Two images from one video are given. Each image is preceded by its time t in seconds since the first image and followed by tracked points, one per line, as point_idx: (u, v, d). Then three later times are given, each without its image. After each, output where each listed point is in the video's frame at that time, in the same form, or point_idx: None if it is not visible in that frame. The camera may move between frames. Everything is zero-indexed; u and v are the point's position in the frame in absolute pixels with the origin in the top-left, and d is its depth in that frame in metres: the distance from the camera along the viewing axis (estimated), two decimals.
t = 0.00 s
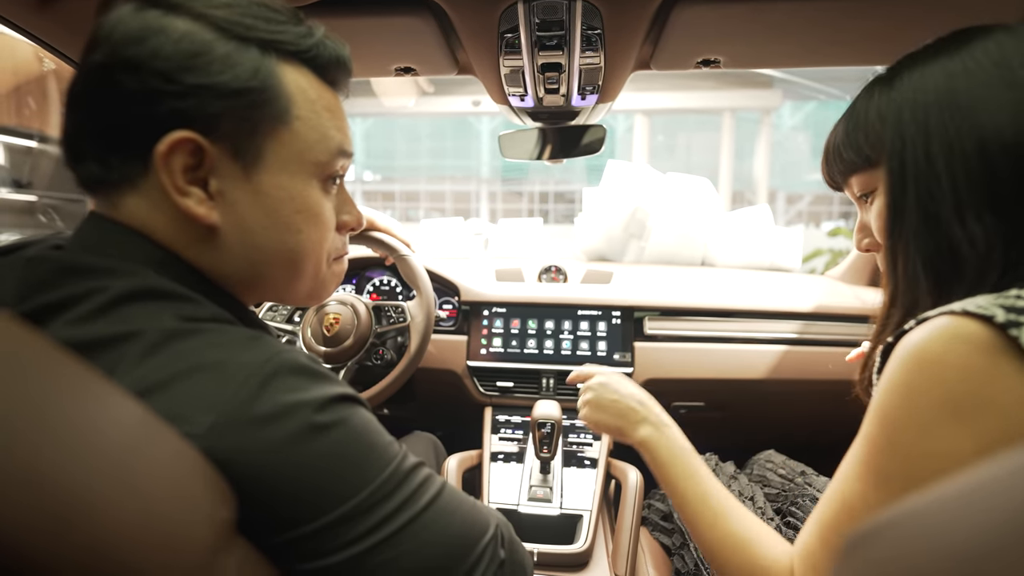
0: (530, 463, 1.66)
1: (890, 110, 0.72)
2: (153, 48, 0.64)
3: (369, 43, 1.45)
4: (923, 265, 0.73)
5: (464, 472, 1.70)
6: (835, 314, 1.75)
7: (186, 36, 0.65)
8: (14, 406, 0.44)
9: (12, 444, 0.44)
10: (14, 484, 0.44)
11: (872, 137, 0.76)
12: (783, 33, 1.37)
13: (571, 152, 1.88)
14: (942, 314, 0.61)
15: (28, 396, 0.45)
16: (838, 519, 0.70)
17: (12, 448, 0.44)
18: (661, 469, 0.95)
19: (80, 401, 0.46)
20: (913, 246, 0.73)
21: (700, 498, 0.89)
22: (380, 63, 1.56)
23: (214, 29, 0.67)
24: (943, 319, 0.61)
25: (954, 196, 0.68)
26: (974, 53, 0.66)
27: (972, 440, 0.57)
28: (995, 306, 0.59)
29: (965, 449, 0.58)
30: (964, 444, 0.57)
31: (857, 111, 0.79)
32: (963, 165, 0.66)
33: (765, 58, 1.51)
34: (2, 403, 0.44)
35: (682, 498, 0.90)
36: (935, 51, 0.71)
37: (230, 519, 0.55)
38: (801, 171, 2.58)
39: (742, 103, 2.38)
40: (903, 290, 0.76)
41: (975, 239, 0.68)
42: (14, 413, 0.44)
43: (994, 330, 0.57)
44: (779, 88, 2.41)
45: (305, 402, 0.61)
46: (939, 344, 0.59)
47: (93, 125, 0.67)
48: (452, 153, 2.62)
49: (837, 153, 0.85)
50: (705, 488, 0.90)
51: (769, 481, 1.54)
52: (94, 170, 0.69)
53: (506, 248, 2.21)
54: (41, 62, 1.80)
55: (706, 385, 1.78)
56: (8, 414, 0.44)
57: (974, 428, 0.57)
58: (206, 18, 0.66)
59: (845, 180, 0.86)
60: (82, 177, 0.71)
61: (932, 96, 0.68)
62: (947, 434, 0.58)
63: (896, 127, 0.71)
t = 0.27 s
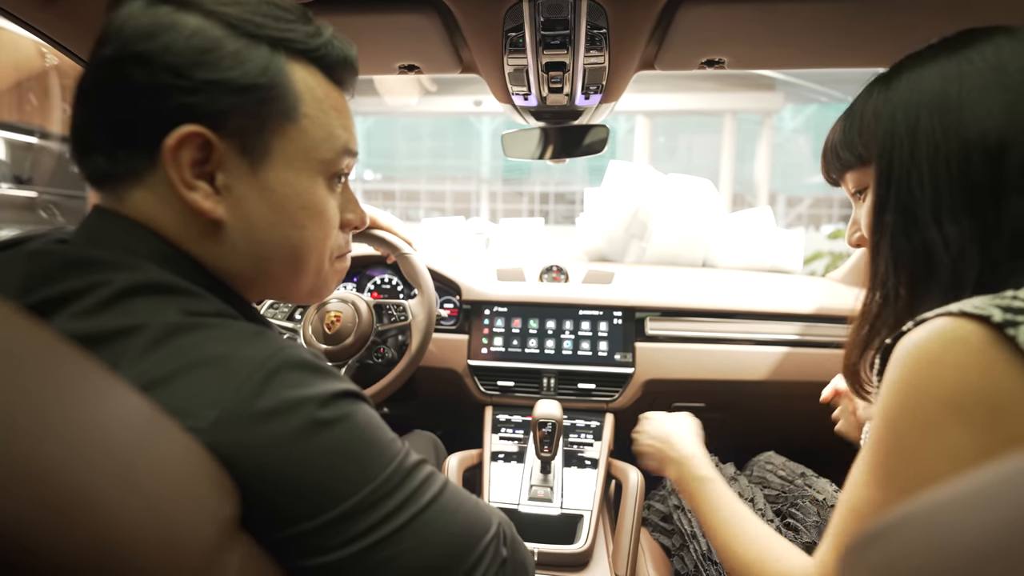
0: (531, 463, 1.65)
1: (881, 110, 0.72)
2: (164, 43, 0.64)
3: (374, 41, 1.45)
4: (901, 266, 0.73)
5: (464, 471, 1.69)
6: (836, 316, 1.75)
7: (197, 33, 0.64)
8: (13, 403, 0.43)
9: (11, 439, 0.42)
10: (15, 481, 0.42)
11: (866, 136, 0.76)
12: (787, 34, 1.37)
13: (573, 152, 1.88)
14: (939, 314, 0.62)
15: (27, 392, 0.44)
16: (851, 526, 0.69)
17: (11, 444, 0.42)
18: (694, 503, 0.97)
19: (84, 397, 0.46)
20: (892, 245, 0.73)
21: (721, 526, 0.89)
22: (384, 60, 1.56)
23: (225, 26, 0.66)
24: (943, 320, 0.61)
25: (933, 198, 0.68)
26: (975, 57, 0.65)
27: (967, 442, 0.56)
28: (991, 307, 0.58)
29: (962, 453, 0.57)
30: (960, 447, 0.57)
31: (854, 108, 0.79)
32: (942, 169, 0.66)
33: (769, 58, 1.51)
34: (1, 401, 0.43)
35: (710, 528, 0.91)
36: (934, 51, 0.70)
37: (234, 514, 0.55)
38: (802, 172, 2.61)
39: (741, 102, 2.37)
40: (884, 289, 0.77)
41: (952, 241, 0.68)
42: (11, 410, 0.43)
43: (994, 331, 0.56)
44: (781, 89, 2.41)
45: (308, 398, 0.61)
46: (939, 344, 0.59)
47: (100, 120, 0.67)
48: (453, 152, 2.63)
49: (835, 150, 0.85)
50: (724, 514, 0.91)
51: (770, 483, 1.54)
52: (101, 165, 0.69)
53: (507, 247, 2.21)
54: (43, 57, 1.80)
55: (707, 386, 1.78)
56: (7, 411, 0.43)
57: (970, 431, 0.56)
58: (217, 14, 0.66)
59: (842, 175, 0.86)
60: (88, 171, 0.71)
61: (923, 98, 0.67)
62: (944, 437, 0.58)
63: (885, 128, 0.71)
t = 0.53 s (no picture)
0: (530, 463, 1.65)
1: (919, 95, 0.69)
2: (160, 40, 0.63)
3: (374, 39, 1.45)
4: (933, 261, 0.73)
5: (463, 471, 1.69)
6: (836, 317, 1.75)
7: (193, 29, 0.64)
8: (16, 397, 0.43)
9: (17, 438, 0.42)
10: (24, 479, 0.42)
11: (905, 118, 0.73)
12: (788, 34, 1.37)
13: (573, 152, 1.88)
14: (958, 318, 0.59)
15: (29, 386, 0.44)
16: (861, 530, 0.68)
17: (10, 439, 0.42)
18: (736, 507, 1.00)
19: (82, 395, 0.46)
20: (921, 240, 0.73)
21: (757, 528, 0.92)
22: (383, 59, 1.56)
23: (220, 22, 0.66)
24: (959, 324, 0.59)
25: (966, 188, 0.67)
26: None
27: (982, 446, 0.56)
28: (1014, 313, 0.56)
29: (976, 456, 0.56)
30: (973, 451, 0.56)
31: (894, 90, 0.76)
32: (976, 164, 0.65)
33: (770, 59, 1.50)
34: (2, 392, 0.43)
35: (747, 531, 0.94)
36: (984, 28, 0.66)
37: (231, 513, 0.55)
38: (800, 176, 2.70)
39: (744, 106, 2.39)
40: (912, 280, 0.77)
41: (978, 240, 0.67)
42: (16, 406, 0.43)
43: (1011, 339, 0.55)
44: (783, 90, 2.39)
45: (306, 397, 0.61)
46: (950, 350, 0.58)
47: (96, 117, 0.67)
48: (454, 152, 2.63)
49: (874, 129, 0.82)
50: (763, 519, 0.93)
51: (769, 483, 1.54)
52: (98, 162, 0.69)
53: (507, 247, 2.21)
54: (43, 56, 1.80)
55: (707, 387, 1.78)
56: (11, 404, 0.43)
57: (990, 436, 0.55)
58: (212, 11, 0.66)
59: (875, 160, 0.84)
60: (84, 169, 0.70)
61: (966, 84, 0.65)
62: (958, 442, 0.57)
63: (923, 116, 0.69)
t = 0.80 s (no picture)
0: (529, 463, 1.65)
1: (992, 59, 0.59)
2: (160, 41, 0.63)
3: (374, 40, 1.45)
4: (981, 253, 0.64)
5: (463, 471, 1.69)
6: (835, 318, 1.76)
7: (194, 31, 0.64)
8: (16, 398, 0.43)
9: (15, 439, 0.42)
10: (24, 479, 0.42)
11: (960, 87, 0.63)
12: (788, 35, 1.37)
13: (572, 153, 1.88)
14: (975, 322, 0.59)
15: (28, 387, 0.44)
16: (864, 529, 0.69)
17: (9, 441, 0.42)
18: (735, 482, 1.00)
19: (82, 396, 0.46)
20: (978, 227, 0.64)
21: (758, 510, 0.92)
22: (383, 59, 1.56)
23: (221, 24, 0.66)
24: (977, 328, 0.59)
25: None
26: None
27: (990, 448, 0.56)
28: None
29: (982, 456, 0.57)
30: (979, 452, 0.57)
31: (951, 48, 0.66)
32: None
33: (770, 60, 1.51)
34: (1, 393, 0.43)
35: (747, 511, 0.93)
36: None
37: (231, 513, 0.55)
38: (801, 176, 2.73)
39: (743, 105, 2.35)
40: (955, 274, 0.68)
41: None
42: (15, 406, 0.43)
43: None
44: (780, 91, 2.34)
45: (307, 397, 0.61)
46: (969, 355, 0.58)
47: (97, 119, 0.67)
48: (454, 152, 2.63)
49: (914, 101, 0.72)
50: (764, 501, 0.92)
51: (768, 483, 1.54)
52: (98, 164, 0.69)
53: (507, 247, 2.21)
54: (43, 56, 1.80)
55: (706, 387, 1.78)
56: (11, 406, 0.43)
57: (998, 438, 0.55)
58: (213, 12, 0.66)
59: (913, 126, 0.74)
60: (85, 170, 0.71)
61: None
62: (967, 445, 0.57)
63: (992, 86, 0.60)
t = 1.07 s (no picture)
0: (529, 463, 1.65)
1: None
2: (159, 38, 0.63)
3: (374, 39, 1.45)
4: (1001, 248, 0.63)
5: (463, 471, 1.69)
6: (835, 319, 1.76)
7: (193, 27, 0.64)
8: (14, 396, 0.43)
9: (15, 438, 0.42)
10: (23, 479, 0.42)
11: (991, 74, 0.61)
12: (789, 35, 1.37)
13: (573, 153, 1.88)
14: (975, 324, 0.59)
15: (27, 385, 0.44)
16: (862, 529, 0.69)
17: (9, 439, 0.42)
18: (731, 466, 0.99)
19: (82, 394, 0.46)
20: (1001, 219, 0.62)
21: (757, 498, 0.91)
22: (384, 59, 1.56)
23: (220, 20, 0.66)
24: (977, 329, 0.58)
25: None
26: None
27: (989, 449, 0.56)
28: None
29: (983, 458, 0.56)
30: (978, 453, 0.56)
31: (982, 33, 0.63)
32: None
33: (771, 60, 1.51)
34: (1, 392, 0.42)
35: (745, 497, 0.93)
36: None
37: (231, 512, 0.55)
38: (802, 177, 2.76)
39: (745, 108, 2.40)
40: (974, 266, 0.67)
41: None
42: (13, 404, 0.43)
43: None
44: (783, 92, 2.38)
45: (307, 396, 0.61)
46: (970, 356, 0.57)
47: (96, 117, 0.67)
48: (454, 151, 2.63)
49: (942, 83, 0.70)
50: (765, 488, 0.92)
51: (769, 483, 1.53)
52: (97, 162, 0.69)
53: (507, 247, 2.21)
54: (44, 54, 1.81)
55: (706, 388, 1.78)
56: (10, 404, 0.42)
57: (999, 441, 0.55)
58: (211, 9, 0.66)
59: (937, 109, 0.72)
60: (84, 168, 0.70)
61: None
62: (968, 447, 0.57)
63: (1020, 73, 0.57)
